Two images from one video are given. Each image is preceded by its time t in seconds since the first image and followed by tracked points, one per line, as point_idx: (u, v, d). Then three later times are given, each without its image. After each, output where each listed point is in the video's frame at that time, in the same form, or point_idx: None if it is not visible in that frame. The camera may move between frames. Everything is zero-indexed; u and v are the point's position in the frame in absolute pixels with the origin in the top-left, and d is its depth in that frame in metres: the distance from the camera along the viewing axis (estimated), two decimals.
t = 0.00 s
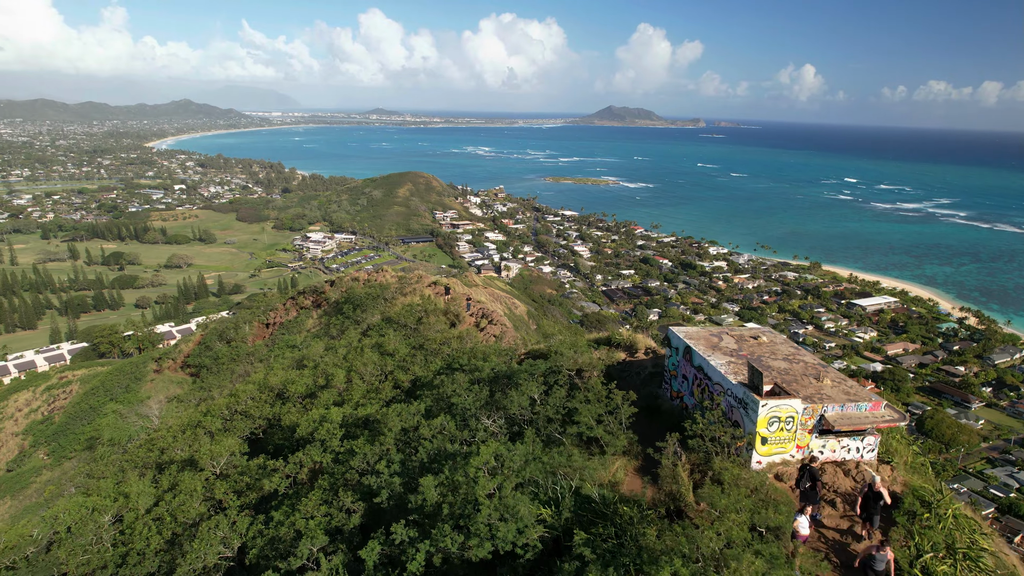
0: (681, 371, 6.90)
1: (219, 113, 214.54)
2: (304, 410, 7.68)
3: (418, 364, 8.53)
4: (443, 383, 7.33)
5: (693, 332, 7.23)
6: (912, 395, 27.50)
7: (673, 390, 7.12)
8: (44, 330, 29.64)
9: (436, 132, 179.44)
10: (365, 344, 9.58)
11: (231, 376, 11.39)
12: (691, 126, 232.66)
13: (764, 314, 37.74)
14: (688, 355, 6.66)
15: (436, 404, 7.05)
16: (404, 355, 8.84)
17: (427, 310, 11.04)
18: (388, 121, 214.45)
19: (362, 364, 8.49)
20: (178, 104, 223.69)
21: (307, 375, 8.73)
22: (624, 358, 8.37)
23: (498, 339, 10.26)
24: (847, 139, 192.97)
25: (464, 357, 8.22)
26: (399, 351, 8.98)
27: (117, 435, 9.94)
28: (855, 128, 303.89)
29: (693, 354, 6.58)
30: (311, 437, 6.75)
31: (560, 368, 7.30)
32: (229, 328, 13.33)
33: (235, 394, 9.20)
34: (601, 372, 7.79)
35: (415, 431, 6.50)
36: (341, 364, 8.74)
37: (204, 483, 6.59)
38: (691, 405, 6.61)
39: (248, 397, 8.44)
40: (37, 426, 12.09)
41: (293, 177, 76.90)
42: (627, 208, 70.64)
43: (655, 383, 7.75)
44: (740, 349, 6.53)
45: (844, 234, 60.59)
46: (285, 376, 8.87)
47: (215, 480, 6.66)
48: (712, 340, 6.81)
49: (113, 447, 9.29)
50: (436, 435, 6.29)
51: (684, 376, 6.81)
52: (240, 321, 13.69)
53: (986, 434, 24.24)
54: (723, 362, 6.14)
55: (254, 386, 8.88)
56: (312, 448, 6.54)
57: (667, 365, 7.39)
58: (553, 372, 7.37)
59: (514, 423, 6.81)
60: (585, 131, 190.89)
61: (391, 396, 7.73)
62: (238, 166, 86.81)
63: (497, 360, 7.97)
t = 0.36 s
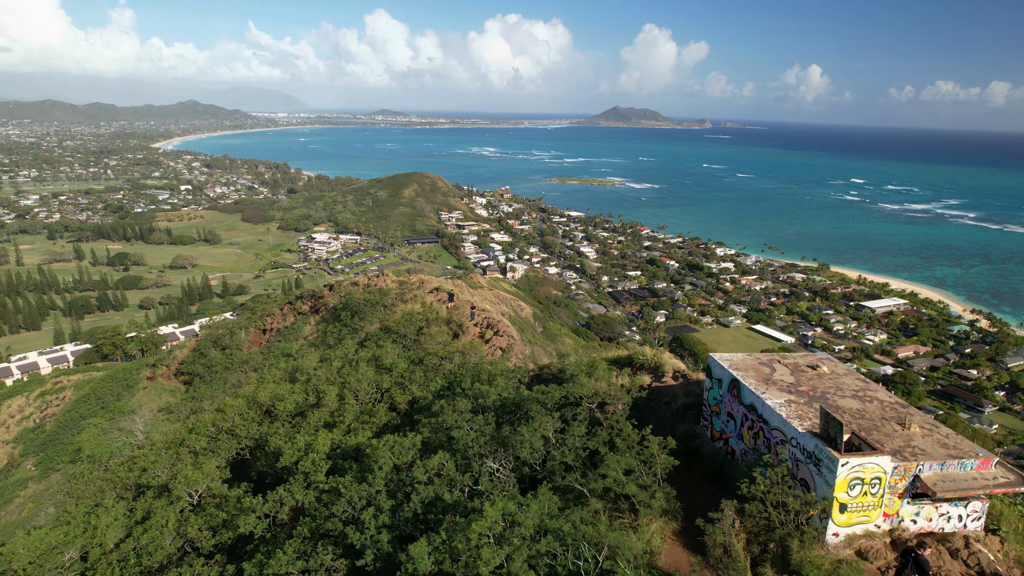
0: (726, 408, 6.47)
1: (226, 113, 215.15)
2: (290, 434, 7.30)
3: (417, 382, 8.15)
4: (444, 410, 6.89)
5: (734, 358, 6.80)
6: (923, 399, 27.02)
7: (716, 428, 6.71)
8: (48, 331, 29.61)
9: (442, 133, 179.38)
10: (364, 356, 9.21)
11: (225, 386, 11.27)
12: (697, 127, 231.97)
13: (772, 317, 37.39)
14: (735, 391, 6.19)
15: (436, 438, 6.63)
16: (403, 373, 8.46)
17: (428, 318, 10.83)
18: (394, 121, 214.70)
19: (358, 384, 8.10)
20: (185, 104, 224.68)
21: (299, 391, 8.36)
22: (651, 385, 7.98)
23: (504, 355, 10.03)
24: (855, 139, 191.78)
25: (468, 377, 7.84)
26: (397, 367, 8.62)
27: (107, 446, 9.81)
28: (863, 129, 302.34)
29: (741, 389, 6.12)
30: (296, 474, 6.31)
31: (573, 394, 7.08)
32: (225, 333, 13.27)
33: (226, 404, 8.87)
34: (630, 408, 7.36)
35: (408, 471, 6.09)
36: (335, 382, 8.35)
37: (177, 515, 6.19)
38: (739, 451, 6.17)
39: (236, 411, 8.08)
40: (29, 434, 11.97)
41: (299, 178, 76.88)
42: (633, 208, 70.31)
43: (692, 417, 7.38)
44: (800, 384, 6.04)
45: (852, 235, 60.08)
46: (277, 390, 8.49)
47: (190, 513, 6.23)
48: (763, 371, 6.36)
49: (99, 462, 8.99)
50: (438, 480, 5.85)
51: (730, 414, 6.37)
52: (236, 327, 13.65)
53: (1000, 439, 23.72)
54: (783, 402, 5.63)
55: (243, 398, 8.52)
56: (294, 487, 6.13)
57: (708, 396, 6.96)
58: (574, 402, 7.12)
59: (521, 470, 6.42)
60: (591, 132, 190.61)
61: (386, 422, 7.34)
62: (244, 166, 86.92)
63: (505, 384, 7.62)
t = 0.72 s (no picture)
0: (795, 474, 5.94)
1: (230, 113, 215.28)
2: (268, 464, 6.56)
3: (412, 405, 7.44)
4: (438, 450, 6.17)
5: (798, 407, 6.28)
6: (932, 403, 26.58)
7: (781, 492, 6.25)
8: (49, 331, 29.42)
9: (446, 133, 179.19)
10: (355, 373, 8.53)
11: (210, 399, 11.02)
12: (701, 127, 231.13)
13: (779, 318, 37.01)
14: (812, 451, 5.64)
15: (430, 485, 5.95)
16: (398, 392, 7.78)
17: (426, 329, 10.30)
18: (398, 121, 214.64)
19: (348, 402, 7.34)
20: (189, 104, 225.18)
21: (284, 413, 7.66)
22: (688, 422, 7.77)
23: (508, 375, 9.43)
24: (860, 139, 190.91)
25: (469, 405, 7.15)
26: (390, 387, 7.93)
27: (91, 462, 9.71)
28: (868, 129, 301.14)
29: (818, 452, 5.59)
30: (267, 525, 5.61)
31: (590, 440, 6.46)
32: (216, 340, 12.99)
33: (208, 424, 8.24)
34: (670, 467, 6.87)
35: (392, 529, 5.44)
36: (323, 401, 7.61)
37: (137, 558, 5.41)
38: (817, 526, 5.61)
39: (215, 433, 7.36)
40: (13, 443, 11.89)
41: (302, 178, 76.71)
42: (637, 208, 69.95)
43: (742, 473, 6.96)
44: (893, 445, 5.46)
45: (859, 236, 59.60)
46: (260, 410, 7.81)
47: (149, 557, 5.45)
48: (839, 424, 5.81)
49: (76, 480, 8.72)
50: (427, 549, 5.21)
51: (802, 480, 5.84)
52: (228, 333, 13.38)
53: (1012, 443, 23.26)
54: (882, 476, 5.01)
55: (222, 420, 7.80)
56: (261, 541, 5.44)
57: (769, 452, 6.46)
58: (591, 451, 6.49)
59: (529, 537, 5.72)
60: (595, 132, 190.28)
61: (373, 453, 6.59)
62: (248, 166, 86.84)
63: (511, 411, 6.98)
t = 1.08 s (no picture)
0: None
1: (235, 113, 215.38)
2: (237, 507, 5.89)
3: (404, 435, 6.56)
4: (426, 509, 5.07)
5: (916, 479, 3.82)
6: (943, 407, 26.07)
7: None
8: (49, 332, 29.15)
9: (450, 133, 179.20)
10: (344, 389, 7.79)
11: (196, 407, 10.82)
12: (705, 127, 230.89)
13: (785, 320, 36.57)
14: (953, 565, 3.19)
15: (412, 556, 4.77)
16: (389, 416, 6.93)
17: (421, 343, 9.66)
18: (403, 122, 214.72)
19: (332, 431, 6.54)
20: (195, 104, 225.63)
21: (264, 434, 6.99)
22: (737, 478, 5.75)
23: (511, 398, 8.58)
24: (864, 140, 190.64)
25: (465, 436, 6.30)
26: (379, 410, 7.05)
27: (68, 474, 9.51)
28: (872, 129, 300.61)
29: (963, 568, 3.14)
30: None
31: (622, 522, 4.74)
32: (205, 347, 12.87)
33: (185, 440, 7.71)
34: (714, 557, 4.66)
35: None
36: (304, 425, 6.83)
37: None
38: None
39: (188, 457, 6.78)
40: None
41: (305, 177, 76.56)
42: (641, 209, 69.53)
43: (825, 567, 4.67)
44: None
45: (865, 236, 59.10)
46: (239, 432, 7.18)
47: None
48: (988, 520, 3.35)
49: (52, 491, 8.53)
50: None
51: None
52: (217, 340, 13.16)
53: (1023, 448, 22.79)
54: None
55: (199, 439, 7.23)
56: None
57: (871, 547, 3.96)
58: (626, 496, 5.30)
59: None
60: (598, 132, 190.08)
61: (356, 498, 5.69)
62: (251, 166, 86.70)
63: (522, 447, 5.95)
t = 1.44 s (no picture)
0: None
1: (238, 113, 215.45)
2: (193, 557, 5.55)
3: (386, 475, 6.00)
4: None
5: None
6: (952, 410, 25.68)
7: None
8: (48, 332, 28.89)
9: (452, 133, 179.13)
10: (326, 411, 7.27)
11: (177, 423, 10.54)
12: (708, 126, 230.56)
13: (790, 321, 36.20)
14: None
15: None
16: (372, 450, 6.40)
17: (413, 358, 8.98)
18: (405, 121, 214.76)
19: (309, 469, 6.12)
20: (198, 104, 225.84)
21: (234, 464, 6.57)
22: None
23: (511, 430, 7.59)
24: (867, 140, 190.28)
25: (451, 476, 5.75)
26: (362, 443, 6.54)
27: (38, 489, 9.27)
28: (876, 129, 300.00)
29: None
30: None
31: None
32: (190, 356, 12.65)
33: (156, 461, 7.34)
34: None
35: None
36: (277, 457, 6.36)
37: None
38: None
39: (150, 487, 6.39)
40: None
41: (308, 177, 76.35)
42: (644, 209, 69.19)
43: None
44: None
45: (870, 237, 58.67)
46: (209, 457, 6.78)
47: None
48: None
49: (14, 506, 8.23)
50: None
51: None
52: (204, 348, 12.91)
53: None
54: None
55: (166, 464, 6.85)
56: None
57: None
58: None
59: None
60: (601, 132, 189.99)
61: (323, 563, 5.11)
62: (254, 165, 86.55)
63: (530, 503, 5.10)
